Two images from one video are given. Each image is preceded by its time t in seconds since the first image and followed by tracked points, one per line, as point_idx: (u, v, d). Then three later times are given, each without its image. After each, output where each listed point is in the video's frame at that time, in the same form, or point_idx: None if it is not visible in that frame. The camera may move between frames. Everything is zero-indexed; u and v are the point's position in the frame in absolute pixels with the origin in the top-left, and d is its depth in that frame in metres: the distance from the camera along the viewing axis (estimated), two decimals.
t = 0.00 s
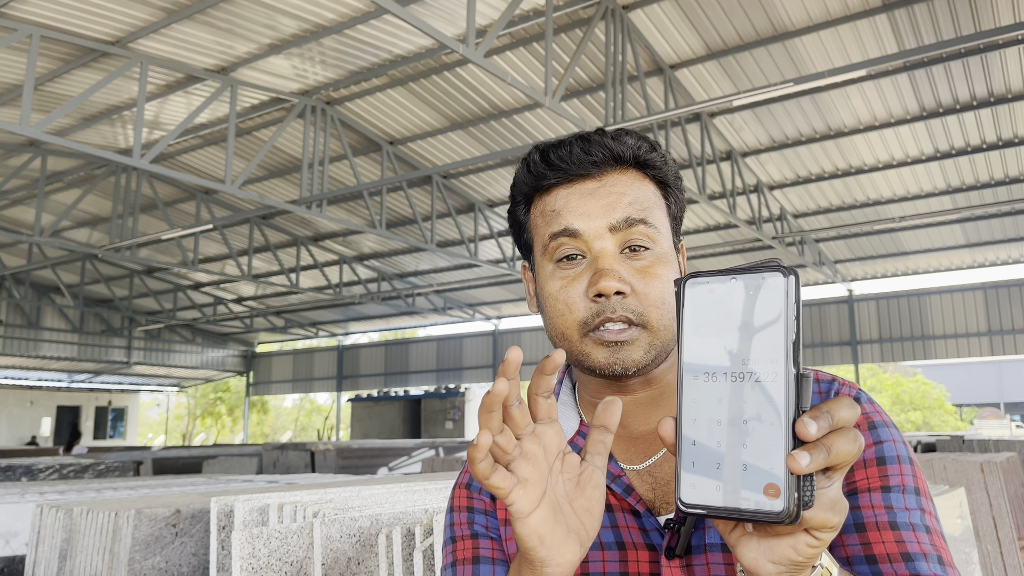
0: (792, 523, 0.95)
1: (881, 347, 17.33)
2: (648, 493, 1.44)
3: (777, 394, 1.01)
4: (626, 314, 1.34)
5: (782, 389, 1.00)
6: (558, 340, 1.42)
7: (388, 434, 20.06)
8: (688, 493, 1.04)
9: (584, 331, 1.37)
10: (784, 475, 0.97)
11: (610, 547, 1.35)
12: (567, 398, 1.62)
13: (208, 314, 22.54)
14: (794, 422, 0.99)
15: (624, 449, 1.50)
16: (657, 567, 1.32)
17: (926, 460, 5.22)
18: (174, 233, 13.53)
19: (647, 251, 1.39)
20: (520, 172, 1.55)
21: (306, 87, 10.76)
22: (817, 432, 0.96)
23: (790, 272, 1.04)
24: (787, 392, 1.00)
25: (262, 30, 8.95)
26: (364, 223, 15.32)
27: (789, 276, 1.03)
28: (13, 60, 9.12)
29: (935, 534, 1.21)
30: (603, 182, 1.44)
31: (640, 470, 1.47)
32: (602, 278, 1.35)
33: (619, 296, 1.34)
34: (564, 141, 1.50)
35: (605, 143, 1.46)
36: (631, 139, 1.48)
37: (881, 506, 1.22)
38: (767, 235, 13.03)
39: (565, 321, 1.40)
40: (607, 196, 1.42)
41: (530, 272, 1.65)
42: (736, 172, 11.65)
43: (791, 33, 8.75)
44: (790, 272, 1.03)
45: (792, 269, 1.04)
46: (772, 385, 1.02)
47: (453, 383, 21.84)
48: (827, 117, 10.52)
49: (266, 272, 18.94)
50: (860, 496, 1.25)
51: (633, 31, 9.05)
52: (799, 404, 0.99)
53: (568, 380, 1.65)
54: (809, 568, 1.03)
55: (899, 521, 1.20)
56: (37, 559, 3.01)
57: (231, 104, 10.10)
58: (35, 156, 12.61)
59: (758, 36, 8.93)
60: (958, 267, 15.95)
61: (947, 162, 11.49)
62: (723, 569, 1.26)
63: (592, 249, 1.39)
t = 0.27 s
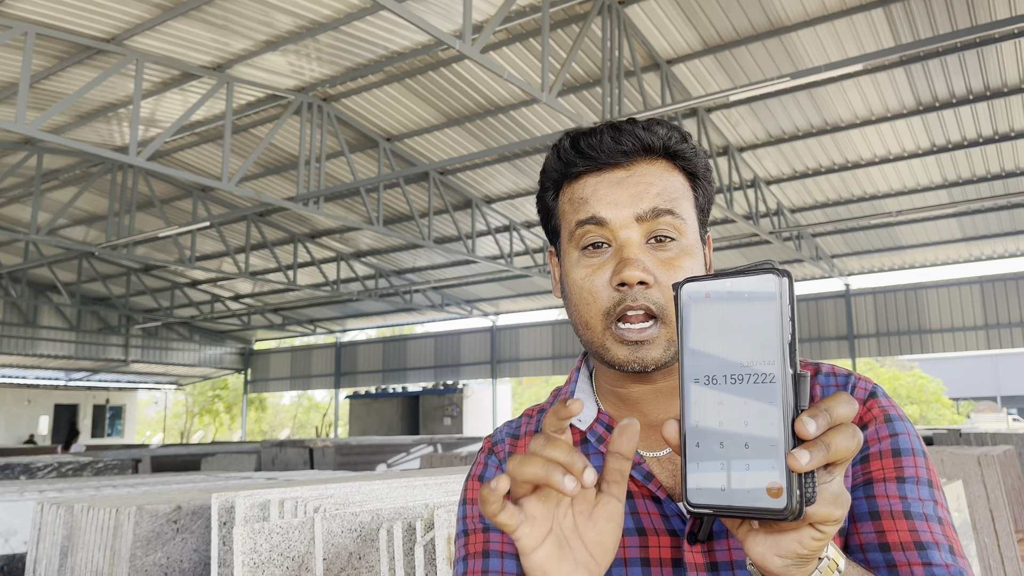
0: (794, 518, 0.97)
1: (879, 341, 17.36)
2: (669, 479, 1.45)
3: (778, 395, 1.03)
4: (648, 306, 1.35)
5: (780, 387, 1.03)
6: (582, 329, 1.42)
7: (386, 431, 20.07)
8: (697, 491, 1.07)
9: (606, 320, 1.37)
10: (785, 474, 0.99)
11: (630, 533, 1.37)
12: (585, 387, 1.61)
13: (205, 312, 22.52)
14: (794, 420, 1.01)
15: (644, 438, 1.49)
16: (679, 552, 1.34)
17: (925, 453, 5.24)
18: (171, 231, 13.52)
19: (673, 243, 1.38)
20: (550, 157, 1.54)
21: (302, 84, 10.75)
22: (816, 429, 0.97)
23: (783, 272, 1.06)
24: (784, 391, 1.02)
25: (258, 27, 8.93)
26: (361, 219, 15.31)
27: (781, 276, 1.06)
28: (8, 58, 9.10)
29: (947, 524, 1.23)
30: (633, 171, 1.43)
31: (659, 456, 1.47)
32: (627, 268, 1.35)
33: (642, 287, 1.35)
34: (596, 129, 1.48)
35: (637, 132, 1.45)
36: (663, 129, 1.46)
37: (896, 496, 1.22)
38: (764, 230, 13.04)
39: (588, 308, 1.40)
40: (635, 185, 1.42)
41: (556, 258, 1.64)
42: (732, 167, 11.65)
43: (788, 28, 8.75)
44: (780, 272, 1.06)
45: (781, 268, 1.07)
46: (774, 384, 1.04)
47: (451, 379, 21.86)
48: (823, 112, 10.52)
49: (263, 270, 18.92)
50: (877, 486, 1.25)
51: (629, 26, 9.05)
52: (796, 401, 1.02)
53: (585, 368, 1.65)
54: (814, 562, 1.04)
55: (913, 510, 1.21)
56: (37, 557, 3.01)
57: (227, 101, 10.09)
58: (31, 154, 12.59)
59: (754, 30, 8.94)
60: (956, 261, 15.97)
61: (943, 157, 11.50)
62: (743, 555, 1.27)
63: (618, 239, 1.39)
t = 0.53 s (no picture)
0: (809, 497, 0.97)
1: (876, 335, 17.39)
2: (683, 468, 1.46)
3: (796, 382, 1.03)
4: (663, 302, 1.36)
5: (798, 372, 1.02)
6: (599, 323, 1.44)
7: (385, 426, 20.09)
8: (714, 473, 1.07)
9: (622, 315, 1.39)
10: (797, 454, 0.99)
11: (642, 516, 1.37)
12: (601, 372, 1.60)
13: (203, 309, 22.52)
14: (809, 401, 1.01)
15: (659, 426, 1.51)
16: (690, 536, 1.34)
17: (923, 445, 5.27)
18: (169, 227, 13.51)
19: (690, 241, 1.39)
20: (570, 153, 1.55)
21: (299, 80, 10.74)
22: (831, 412, 0.97)
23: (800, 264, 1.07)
24: (800, 374, 1.02)
25: (254, 23, 8.92)
26: (359, 216, 15.31)
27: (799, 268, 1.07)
28: (5, 55, 9.08)
29: (948, 519, 1.25)
30: (652, 169, 1.43)
31: (674, 444, 1.49)
32: (641, 265, 1.36)
33: (657, 285, 1.36)
34: (617, 127, 1.49)
35: (658, 130, 1.45)
36: (684, 127, 1.46)
37: (902, 491, 1.24)
38: (762, 225, 13.07)
39: (604, 304, 1.41)
40: (654, 183, 1.42)
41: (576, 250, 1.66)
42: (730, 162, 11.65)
43: (784, 22, 8.75)
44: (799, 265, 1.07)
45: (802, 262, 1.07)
46: (793, 369, 1.03)
47: (450, 375, 21.89)
48: (820, 106, 10.52)
49: (261, 266, 18.92)
50: (883, 480, 1.27)
51: (626, 21, 9.05)
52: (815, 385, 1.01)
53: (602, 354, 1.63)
54: (827, 542, 1.02)
55: (918, 505, 1.23)
56: (39, 553, 3.02)
57: (224, 97, 10.08)
58: (28, 152, 12.57)
59: (750, 25, 8.94)
60: (953, 255, 15.99)
61: (940, 150, 11.51)
62: (754, 541, 1.29)
63: (635, 236, 1.40)
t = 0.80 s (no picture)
0: (807, 501, 0.92)
1: (875, 330, 17.45)
2: (691, 462, 1.34)
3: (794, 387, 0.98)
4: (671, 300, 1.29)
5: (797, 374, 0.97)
6: (607, 315, 1.38)
7: (385, 423, 20.11)
8: (716, 476, 1.00)
9: (629, 310, 1.33)
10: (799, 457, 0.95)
11: (648, 508, 1.27)
12: (610, 363, 1.48)
13: (203, 306, 22.52)
14: (811, 406, 0.96)
15: (669, 420, 1.40)
16: (696, 530, 1.24)
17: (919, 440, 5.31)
18: (168, 225, 13.51)
19: (699, 237, 1.31)
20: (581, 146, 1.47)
21: (296, 77, 10.72)
22: (830, 419, 0.94)
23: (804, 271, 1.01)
24: (803, 380, 0.97)
25: (251, 20, 8.90)
26: (357, 213, 15.31)
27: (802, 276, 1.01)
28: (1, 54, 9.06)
29: (948, 524, 1.20)
30: (661, 165, 1.35)
31: (683, 438, 1.37)
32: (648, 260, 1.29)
33: (663, 278, 1.29)
34: (628, 122, 1.40)
35: (668, 127, 1.36)
36: (697, 125, 1.37)
37: (902, 493, 1.19)
38: (760, 220, 13.12)
39: (612, 298, 1.35)
40: (663, 178, 1.35)
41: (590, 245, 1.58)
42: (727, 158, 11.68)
43: (782, 18, 8.76)
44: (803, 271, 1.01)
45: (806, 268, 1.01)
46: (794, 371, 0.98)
47: (449, 371, 21.91)
48: (818, 101, 10.53)
49: (260, 264, 18.92)
50: (885, 481, 1.22)
51: (624, 17, 9.05)
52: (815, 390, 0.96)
53: (610, 347, 1.53)
54: (825, 543, 0.97)
55: (918, 507, 1.18)
56: (39, 551, 3.03)
57: (222, 95, 10.06)
58: (26, 150, 12.55)
59: (748, 20, 8.94)
60: (952, 250, 16.03)
61: (938, 145, 11.53)
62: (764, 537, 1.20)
63: (643, 230, 1.33)
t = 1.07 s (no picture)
0: (820, 487, 0.99)
1: (873, 326, 17.46)
2: (700, 453, 1.44)
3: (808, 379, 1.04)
4: (688, 292, 1.35)
5: (811, 363, 1.04)
6: (624, 306, 1.43)
7: (384, 421, 20.14)
8: (730, 465, 1.07)
9: (648, 302, 1.39)
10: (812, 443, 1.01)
11: (657, 498, 1.36)
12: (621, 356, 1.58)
13: (202, 304, 22.53)
14: (821, 395, 1.03)
15: (677, 412, 1.50)
16: (704, 521, 1.33)
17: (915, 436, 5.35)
18: (167, 223, 13.52)
19: (718, 231, 1.38)
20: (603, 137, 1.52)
21: (295, 75, 10.73)
22: (842, 406, 1.01)
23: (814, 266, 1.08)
24: (814, 367, 1.04)
25: (250, 18, 8.91)
26: (356, 210, 15.33)
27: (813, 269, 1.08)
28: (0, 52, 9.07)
29: (949, 521, 1.27)
30: (684, 157, 1.42)
31: (691, 430, 1.47)
32: (669, 254, 1.35)
33: (681, 273, 1.35)
34: (650, 116, 1.47)
35: (692, 119, 1.44)
36: (719, 117, 1.45)
37: (907, 490, 1.25)
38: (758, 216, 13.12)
39: (631, 289, 1.40)
40: (685, 171, 1.41)
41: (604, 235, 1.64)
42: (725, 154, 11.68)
43: (780, 14, 8.75)
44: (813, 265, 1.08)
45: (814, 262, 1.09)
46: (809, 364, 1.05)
47: (448, 368, 21.94)
48: (816, 97, 10.52)
49: (259, 261, 18.92)
50: (891, 479, 1.28)
51: (621, 14, 9.06)
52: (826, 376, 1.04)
53: (619, 337, 1.63)
54: (833, 532, 1.05)
55: (923, 505, 1.24)
56: (37, 548, 3.04)
57: (221, 93, 10.08)
58: (24, 148, 12.55)
59: (746, 16, 8.93)
60: (950, 245, 16.03)
61: (936, 141, 11.53)
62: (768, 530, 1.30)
63: (663, 224, 1.39)
